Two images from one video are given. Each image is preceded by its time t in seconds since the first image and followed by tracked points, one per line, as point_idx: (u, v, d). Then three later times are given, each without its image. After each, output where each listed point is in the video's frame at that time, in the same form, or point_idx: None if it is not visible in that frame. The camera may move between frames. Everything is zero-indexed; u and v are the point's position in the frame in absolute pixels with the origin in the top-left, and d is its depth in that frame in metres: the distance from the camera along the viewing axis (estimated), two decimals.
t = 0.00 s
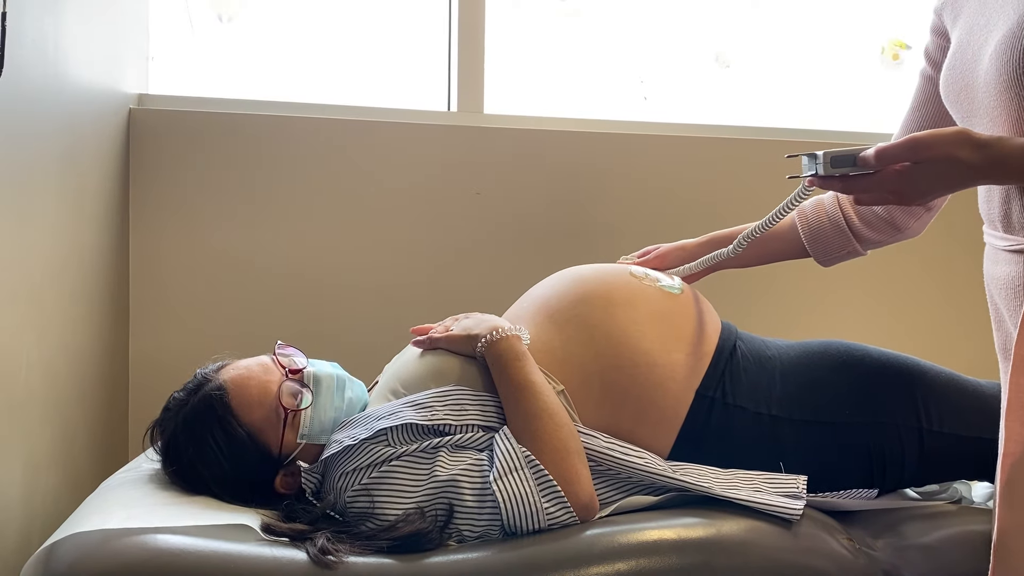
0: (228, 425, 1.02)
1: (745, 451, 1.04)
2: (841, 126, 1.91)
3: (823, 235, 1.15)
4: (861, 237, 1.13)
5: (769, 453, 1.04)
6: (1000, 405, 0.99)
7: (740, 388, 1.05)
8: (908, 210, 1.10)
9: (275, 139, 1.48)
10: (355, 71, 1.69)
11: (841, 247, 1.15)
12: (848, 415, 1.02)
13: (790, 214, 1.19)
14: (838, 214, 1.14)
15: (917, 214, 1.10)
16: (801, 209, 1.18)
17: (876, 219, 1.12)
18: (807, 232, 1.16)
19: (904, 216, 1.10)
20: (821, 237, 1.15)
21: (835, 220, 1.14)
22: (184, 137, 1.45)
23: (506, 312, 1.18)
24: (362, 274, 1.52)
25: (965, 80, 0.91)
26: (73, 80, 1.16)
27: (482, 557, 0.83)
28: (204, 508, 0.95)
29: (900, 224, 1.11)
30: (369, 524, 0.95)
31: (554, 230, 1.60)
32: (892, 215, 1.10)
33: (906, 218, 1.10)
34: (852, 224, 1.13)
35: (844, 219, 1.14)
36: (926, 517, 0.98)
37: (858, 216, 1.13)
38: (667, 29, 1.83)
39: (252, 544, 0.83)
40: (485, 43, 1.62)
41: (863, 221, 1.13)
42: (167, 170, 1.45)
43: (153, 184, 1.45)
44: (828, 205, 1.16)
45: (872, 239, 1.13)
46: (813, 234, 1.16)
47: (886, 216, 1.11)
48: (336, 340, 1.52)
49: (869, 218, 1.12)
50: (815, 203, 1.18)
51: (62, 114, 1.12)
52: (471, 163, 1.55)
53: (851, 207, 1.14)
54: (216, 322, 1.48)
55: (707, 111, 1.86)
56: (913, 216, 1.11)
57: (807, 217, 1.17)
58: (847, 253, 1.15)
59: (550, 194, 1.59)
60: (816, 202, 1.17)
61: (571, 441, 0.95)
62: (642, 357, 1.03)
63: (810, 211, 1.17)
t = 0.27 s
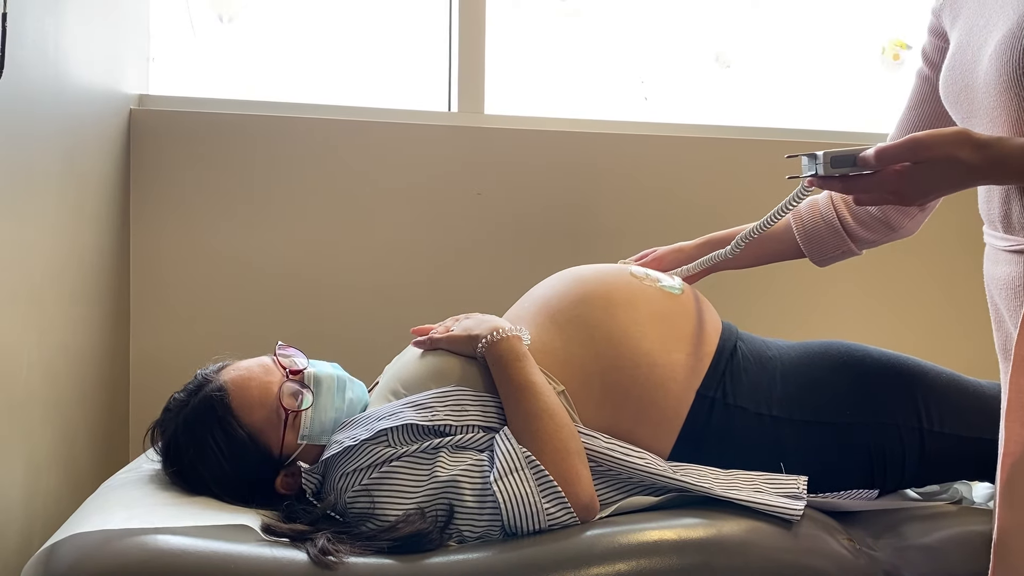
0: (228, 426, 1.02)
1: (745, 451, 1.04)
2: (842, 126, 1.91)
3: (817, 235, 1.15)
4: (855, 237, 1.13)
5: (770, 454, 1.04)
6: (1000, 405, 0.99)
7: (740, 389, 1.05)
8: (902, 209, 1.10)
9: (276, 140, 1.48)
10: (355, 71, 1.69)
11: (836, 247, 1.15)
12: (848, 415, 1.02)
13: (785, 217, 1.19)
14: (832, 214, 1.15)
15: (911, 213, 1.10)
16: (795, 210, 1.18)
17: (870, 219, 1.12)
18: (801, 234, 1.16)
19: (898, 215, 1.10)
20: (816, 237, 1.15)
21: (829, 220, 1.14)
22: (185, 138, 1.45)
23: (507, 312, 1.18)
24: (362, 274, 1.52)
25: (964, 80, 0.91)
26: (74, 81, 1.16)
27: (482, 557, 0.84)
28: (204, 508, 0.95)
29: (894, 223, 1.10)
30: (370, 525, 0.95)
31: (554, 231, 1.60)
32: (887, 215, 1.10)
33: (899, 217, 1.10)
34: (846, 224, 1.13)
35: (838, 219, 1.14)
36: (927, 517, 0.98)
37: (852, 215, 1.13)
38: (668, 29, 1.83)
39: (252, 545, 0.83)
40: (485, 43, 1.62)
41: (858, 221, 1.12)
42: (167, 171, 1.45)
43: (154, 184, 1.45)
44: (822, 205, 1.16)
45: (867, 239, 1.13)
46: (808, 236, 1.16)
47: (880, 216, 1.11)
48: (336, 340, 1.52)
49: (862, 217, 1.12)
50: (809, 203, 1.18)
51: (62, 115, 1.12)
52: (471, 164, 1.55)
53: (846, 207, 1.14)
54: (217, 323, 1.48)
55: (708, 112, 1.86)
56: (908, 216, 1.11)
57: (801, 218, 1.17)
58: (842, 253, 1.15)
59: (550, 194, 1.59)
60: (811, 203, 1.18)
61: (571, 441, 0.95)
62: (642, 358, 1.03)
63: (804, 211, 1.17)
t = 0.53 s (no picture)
0: (229, 427, 1.02)
1: (745, 452, 1.04)
2: (842, 127, 1.91)
3: (816, 237, 1.15)
4: (854, 238, 1.13)
5: (770, 454, 1.04)
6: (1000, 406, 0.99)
7: (741, 390, 1.05)
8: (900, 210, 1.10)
9: (276, 141, 1.48)
10: (355, 72, 1.69)
11: (834, 248, 1.15)
12: (849, 416, 1.02)
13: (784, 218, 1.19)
14: (831, 215, 1.14)
15: (910, 214, 1.10)
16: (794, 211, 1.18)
17: (868, 220, 1.12)
18: (800, 235, 1.16)
19: (897, 216, 1.10)
20: (814, 238, 1.15)
21: (828, 222, 1.14)
22: (185, 139, 1.46)
23: (507, 313, 1.17)
24: (363, 275, 1.52)
25: (964, 81, 0.91)
26: (74, 82, 1.16)
27: (483, 558, 0.84)
28: (205, 509, 0.95)
29: (892, 224, 1.10)
30: (370, 526, 0.95)
31: (555, 231, 1.60)
32: (885, 216, 1.10)
33: (898, 218, 1.10)
34: (844, 225, 1.13)
35: (837, 220, 1.14)
36: (928, 518, 0.98)
37: (850, 217, 1.13)
38: (668, 30, 1.83)
39: (252, 545, 0.84)
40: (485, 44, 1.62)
41: (856, 222, 1.12)
42: (168, 171, 1.45)
43: (154, 185, 1.45)
44: (820, 206, 1.16)
45: (865, 239, 1.13)
46: (807, 237, 1.16)
47: (879, 217, 1.10)
48: (337, 341, 1.52)
49: (861, 218, 1.12)
50: (807, 204, 1.17)
51: (63, 116, 1.12)
52: (472, 164, 1.55)
53: (844, 208, 1.14)
54: (218, 323, 1.48)
55: (708, 112, 1.86)
56: (906, 217, 1.10)
57: (800, 219, 1.17)
58: (841, 254, 1.15)
59: (550, 194, 1.59)
60: (810, 203, 1.17)
61: (572, 442, 0.95)
62: (642, 359, 1.03)
63: (803, 213, 1.17)
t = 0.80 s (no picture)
0: (229, 428, 1.02)
1: (746, 453, 1.04)
2: (842, 128, 1.91)
3: (816, 238, 1.15)
4: (853, 239, 1.13)
5: (771, 455, 1.04)
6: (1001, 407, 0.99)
7: (741, 390, 1.05)
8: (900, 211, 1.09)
9: (277, 141, 1.49)
10: (356, 72, 1.69)
11: (834, 250, 1.15)
12: (849, 417, 1.02)
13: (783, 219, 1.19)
14: (831, 216, 1.14)
15: (910, 215, 1.10)
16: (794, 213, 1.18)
17: (868, 221, 1.12)
18: (801, 236, 1.16)
19: (897, 217, 1.10)
20: (814, 240, 1.15)
21: (828, 223, 1.14)
22: (186, 140, 1.46)
23: (508, 314, 1.17)
24: (363, 276, 1.52)
25: (964, 82, 0.91)
26: (75, 83, 1.16)
27: (483, 558, 0.84)
28: (205, 510, 0.95)
29: (893, 226, 1.10)
30: (371, 527, 0.95)
31: (555, 232, 1.60)
32: (885, 217, 1.10)
33: (898, 219, 1.10)
34: (845, 226, 1.13)
35: (836, 222, 1.13)
36: (929, 518, 0.98)
37: (850, 218, 1.13)
38: (668, 31, 1.83)
39: (253, 546, 0.84)
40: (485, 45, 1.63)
41: (856, 223, 1.12)
42: (169, 172, 1.46)
43: (155, 185, 1.45)
44: (820, 208, 1.16)
45: (865, 240, 1.13)
46: (808, 238, 1.16)
47: (879, 217, 1.10)
48: (337, 341, 1.52)
49: (861, 219, 1.12)
50: (807, 205, 1.17)
51: (64, 117, 1.12)
52: (472, 165, 1.55)
53: (844, 209, 1.14)
54: (218, 324, 1.48)
55: (708, 113, 1.86)
56: (906, 217, 1.10)
57: (801, 220, 1.17)
58: (841, 256, 1.15)
59: (550, 195, 1.59)
60: (811, 204, 1.17)
61: (572, 442, 0.95)
62: (642, 359, 1.03)
63: (803, 214, 1.17)
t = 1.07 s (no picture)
0: (230, 429, 1.02)
1: (746, 454, 1.04)
2: (843, 128, 1.91)
3: (821, 239, 1.15)
4: (858, 240, 1.13)
5: (771, 455, 1.04)
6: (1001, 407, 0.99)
7: (742, 391, 1.05)
8: (905, 213, 1.10)
9: (277, 142, 1.49)
10: (356, 73, 1.69)
11: (839, 250, 1.15)
12: (849, 418, 1.02)
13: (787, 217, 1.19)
14: (836, 217, 1.14)
15: (915, 217, 1.10)
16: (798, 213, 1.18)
17: (873, 222, 1.12)
18: (806, 236, 1.16)
19: (901, 219, 1.10)
20: (818, 240, 1.15)
21: (834, 224, 1.14)
22: (186, 141, 1.46)
23: (509, 315, 1.17)
24: (363, 276, 1.52)
25: (965, 83, 0.91)
26: (75, 83, 1.16)
27: (484, 559, 0.84)
28: (206, 511, 0.95)
29: (898, 228, 1.11)
30: (371, 527, 0.95)
31: (555, 232, 1.60)
32: (890, 219, 1.10)
33: (903, 220, 1.10)
34: (850, 227, 1.13)
35: (842, 222, 1.14)
36: (929, 518, 0.98)
37: (856, 219, 1.13)
38: (669, 31, 1.83)
39: (254, 547, 0.84)
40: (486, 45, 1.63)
41: (861, 225, 1.13)
42: (170, 174, 1.46)
43: (156, 186, 1.45)
44: (825, 208, 1.16)
45: (870, 241, 1.13)
46: (812, 238, 1.16)
47: (883, 219, 1.11)
48: (337, 342, 1.52)
49: (866, 221, 1.13)
50: (812, 206, 1.17)
51: (64, 118, 1.12)
52: (472, 166, 1.55)
53: (849, 210, 1.14)
54: (218, 325, 1.48)
55: (709, 113, 1.86)
56: (911, 219, 1.11)
57: (806, 220, 1.17)
58: (846, 257, 1.15)
59: (551, 196, 1.59)
60: (815, 205, 1.17)
61: (573, 443, 0.95)
62: (643, 360, 1.03)
63: (807, 214, 1.17)
